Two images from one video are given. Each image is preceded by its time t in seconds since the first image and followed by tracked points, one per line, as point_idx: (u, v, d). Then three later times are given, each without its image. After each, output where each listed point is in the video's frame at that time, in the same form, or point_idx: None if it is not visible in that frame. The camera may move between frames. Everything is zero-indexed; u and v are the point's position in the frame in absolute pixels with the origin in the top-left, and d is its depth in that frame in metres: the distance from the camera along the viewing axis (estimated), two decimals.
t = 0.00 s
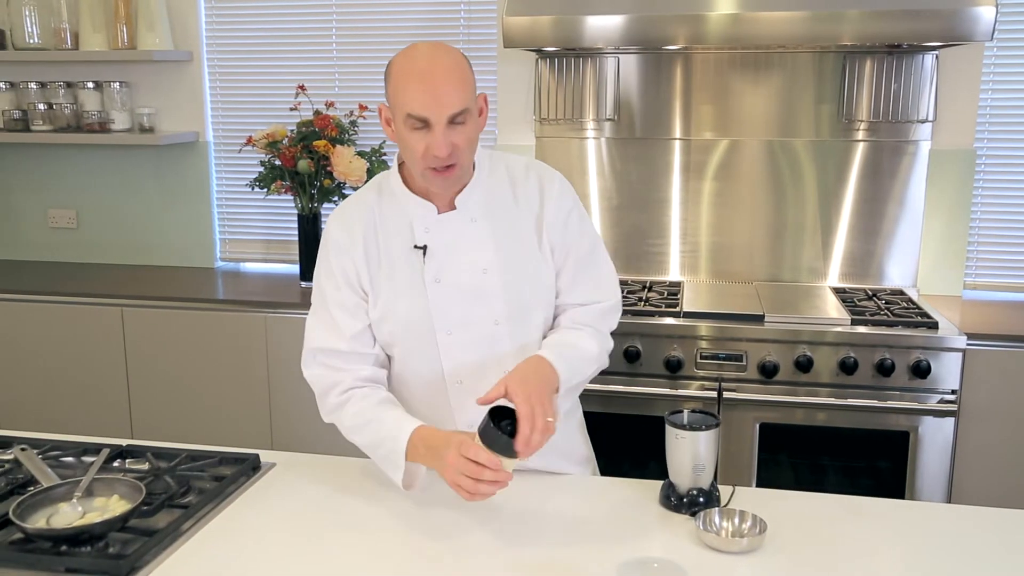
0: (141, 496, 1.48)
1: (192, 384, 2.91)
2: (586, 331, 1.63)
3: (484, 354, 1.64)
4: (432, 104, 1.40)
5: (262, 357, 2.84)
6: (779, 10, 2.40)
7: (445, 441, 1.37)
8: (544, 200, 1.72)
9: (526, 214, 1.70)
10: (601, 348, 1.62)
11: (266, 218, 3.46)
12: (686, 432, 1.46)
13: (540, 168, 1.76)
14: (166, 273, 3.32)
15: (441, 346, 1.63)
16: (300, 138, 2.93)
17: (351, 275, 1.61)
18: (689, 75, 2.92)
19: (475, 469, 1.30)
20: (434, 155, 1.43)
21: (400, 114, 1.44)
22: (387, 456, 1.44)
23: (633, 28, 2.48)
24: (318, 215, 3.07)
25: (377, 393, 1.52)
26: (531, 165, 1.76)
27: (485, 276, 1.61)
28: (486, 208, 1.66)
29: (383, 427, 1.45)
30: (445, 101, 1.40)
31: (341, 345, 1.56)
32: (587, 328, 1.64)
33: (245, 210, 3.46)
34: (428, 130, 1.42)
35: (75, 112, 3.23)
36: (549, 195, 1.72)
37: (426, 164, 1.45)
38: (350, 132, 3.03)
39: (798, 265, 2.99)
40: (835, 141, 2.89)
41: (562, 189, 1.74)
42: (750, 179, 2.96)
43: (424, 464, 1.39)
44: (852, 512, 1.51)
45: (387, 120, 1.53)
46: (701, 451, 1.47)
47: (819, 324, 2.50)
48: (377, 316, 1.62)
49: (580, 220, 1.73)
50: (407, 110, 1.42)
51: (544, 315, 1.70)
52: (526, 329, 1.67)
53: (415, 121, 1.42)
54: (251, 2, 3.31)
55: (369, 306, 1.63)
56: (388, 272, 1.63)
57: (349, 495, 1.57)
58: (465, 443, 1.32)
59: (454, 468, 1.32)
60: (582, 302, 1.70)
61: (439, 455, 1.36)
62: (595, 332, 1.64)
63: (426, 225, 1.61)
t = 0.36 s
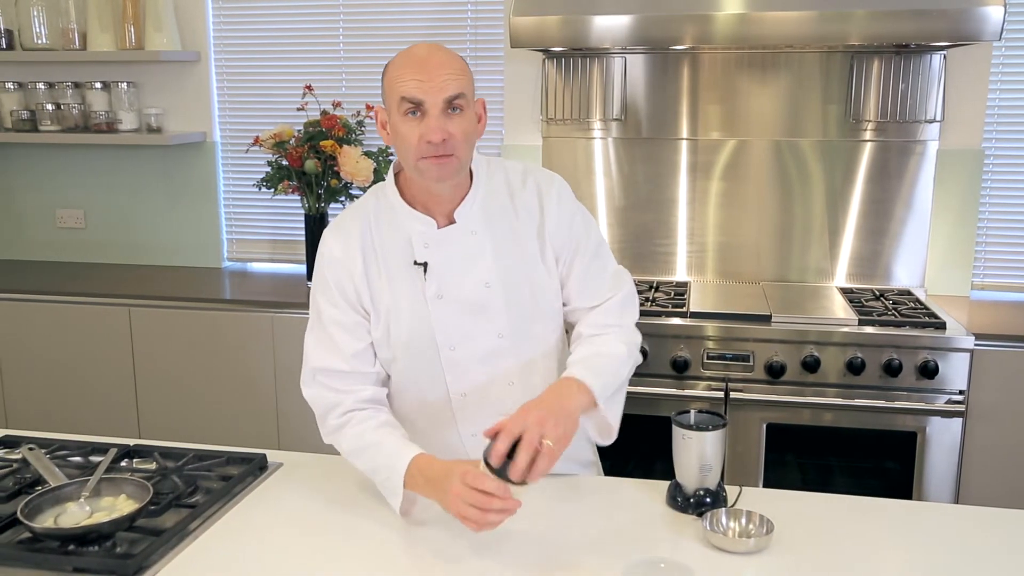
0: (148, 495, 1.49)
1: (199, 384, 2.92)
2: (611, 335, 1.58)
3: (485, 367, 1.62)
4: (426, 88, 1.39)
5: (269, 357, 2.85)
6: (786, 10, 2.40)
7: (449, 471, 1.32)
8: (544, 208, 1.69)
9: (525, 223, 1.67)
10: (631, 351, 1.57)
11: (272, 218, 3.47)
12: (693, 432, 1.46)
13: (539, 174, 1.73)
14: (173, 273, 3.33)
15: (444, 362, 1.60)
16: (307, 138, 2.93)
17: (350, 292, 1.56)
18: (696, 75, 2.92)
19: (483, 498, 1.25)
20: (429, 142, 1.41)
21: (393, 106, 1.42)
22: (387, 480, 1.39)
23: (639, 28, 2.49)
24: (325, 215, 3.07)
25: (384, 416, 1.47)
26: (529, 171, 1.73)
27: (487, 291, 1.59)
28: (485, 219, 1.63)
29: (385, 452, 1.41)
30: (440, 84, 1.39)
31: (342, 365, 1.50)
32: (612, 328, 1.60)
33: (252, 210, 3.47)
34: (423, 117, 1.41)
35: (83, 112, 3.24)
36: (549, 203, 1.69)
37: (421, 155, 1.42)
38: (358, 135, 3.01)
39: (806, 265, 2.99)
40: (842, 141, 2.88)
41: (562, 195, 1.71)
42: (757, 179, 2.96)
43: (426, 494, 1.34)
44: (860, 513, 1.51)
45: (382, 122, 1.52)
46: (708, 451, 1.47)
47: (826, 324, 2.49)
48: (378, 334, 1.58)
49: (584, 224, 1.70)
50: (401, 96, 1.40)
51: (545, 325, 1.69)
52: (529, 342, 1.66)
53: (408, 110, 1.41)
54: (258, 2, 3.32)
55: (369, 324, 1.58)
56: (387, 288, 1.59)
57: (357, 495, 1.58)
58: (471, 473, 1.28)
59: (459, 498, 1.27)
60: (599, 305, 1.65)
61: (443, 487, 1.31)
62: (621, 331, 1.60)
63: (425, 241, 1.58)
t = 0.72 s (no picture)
0: (153, 494, 1.49)
1: (204, 384, 2.92)
2: (615, 340, 1.57)
3: (486, 381, 1.60)
4: (425, 107, 1.35)
5: (273, 356, 2.85)
6: (792, 9, 2.40)
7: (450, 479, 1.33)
8: (542, 217, 1.66)
9: (523, 234, 1.64)
10: (636, 355, 1.56)
11: (277, 218, 3.47)
12: (697, 432, 1.47)
13: (536, 182, 1.70)
14: (177, 273, 3.34)
15: (443, 376, 1.58)
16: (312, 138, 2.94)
17: (345, 308, 1.54)
18: (701, 75, 2.92)
19: (487, 503, 1.27)
20: (428, 162, 1.37)
21: (390, 124, 1.38)
22: (390, 489, 1.39)
23: (644, 27, 2.48)
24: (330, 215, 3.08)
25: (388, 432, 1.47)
26: (528, 179, 1.70)
27: (485, 305, 1.56)
28: (482, 231, 1.60)
29: (389, 462, 1.41)
30: (439, 103, 1.36)
31: (341, 381, 1.50)
32: (614, 336, 1.58)
33: (257, 210, 3.48)
34: (421, 137, 1.37)
35: (89, 112, 3.25)
36: (548, 212, 1.66)
37: (419, 175, 1.38)
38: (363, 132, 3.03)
39: (811, 265, 2.99)
40: (847, 140, 2.88)
41: (561, 204, 1.67)
42: (762, 179, 2.95)
43: (427, 504, 1.35)
44: (865, 513, 1.51)
45: (375, 139, 1.48)
46: (712, 451, 1.47)
47: (831, 324, 2.49)
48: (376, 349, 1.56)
49: (584, 233, 1.67)
50: (399, 116, 1.36)
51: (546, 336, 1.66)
52: (530, 354, 1.64)
53: (406, 129, 1.37)
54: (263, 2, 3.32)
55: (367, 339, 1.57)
56: (384, 303, 1.57)
57: (362, 495, 1.58)
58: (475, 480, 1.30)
59: (464, 502, 1.29)
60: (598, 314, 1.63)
61: (446, 494, 1.32)
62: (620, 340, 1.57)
63: (421, 257, 1.55)
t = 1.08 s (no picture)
0: (159, 492, 1.50)
1: (208, 382, 2.93)
2: (616, 339, 1.59)
3: (493, 381, 1.60)
4: (434, 111, 1.35)
5: (278, 354, 2.86)
6: (795, 8, 2.40)
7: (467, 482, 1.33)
8: (548, 217, 1.67)
9: (529, 233, 1.65)
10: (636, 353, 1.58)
11: (281, 217, 3.48)
12: (702, 431, 1.47)
13: (541, 182, 1.71)
14: (182, 271, 3.34)
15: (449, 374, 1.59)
16: (315, 136, 2.94)
17: (354, 306, 1.54)
18: (704, 73, 2.92)
19: (502, 508, 1.26)
20: (436, 166, 1.37)
21: (399, 125, 1.38)
22: (402, 488, 1.39)
23: (648, 26, 2.49)
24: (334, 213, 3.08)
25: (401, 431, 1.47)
26: (533, 179, 1.71)
27: (492, 303, 1.57)
28: (489, 230, 1.60)
29: (401, 463, 1.41)
30: (448, 107, 1.35)
31: (351, 380, 1.49)
32: (616, 335, 1.60)
33: (261, 208, 3.48)
34: (430, 140, 1.37)
35: (93, 111, 3.26)
36: (554, 211, 1.67)
37: (425, 177, 1.39)
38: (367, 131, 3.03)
39: (814, 264, 2.99)
40: (851, 139, 2.88)
41: (567, 203, 1.68)
42: (765, 177, 2.95)
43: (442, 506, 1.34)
44: (870, 511, 1.51)
45: (384, 136, 1.48)
46: (716, 450, 1.47)
47: (834, 323, 2.49)
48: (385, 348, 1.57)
49: (589, 232, 1.68)
50: (408, 118, 1.37)
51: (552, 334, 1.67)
52: (538, 353, 1.65)
53: (415, 131, 1.37)
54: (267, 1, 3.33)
55: (375, 338, 1.57)
56: (392, 301, 1.58)
57: (367, 492, 1.59)
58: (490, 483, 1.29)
59: (479, 507, 1.28)
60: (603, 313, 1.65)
61: (462, 496, 1.32)
62: (623, 338, 1.59)
63: (428, 255, 1.55)
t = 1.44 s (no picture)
0: (160, 489, 1.50)
1: (209, 379, 2.93)
2: (604, 343, 1.61)
3: (494, 380, 1.60)
4: (426, 115, 1.33)
5: (279, 351, 2.86)
6: (797, 6, 2.40)
7: (469, 492, 1.33)
8: (550, 217, 1.67)
9: (531, 233, 1.65)
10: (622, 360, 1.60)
11: (281, 214, 3.48)
12: (702, 428, 1.48)
13: (544, 181, 1.71)
14: (183, 269, 3.35)
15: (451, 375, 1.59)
16: (316, 134, 2.94)
17: (356, 306, 1.55)
18: (705, 70, 2.92)
19: (500, 521, 1.26)
20: (427, 172, 1.36)
21: (392, 127, 1.37)
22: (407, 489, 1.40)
23: (649, 24, 2.48)
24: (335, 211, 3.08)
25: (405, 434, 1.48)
26: (536, 178, 1.71)
27: (493, 302, 1.57)
28: (491, 230, 1.60)
29: (407, 466, 1.41)
30: (441, 112, 1.33)
31: (354, 380, 1.50)
32: (604, 340, 1.62)
33: (262, 205, 3.48)
34: (423, 144, 1.35)
35: (94, 109, 3.25)
36: (556, 211, 1.67)
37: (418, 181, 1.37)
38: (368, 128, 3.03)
39: (815, 262, 2.99)
40: (852, 136, 2.88)
41: (568, 204, 1.69)
42: (766, 174, 2.95)
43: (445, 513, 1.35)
44: (870, 508, 1.51)
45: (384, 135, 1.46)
46: (717, 446, 1.48)
47: (835, 320, 2.49)
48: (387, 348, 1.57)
49: (588, 233, 1.68)
50: (401, 121, 1.35)
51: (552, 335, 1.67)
52: (540, 353, 1.65)
53: (409, 134, 1.35)
54: None
55: (377, 337, 1.57)
56: (394, 301, 1.57)
57: (368, 489, 1.59)
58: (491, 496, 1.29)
59: (478, 518, 1.28)
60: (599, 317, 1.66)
61: (462, 506, 1.32)
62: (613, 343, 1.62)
63: (430, 255, 1.55)
